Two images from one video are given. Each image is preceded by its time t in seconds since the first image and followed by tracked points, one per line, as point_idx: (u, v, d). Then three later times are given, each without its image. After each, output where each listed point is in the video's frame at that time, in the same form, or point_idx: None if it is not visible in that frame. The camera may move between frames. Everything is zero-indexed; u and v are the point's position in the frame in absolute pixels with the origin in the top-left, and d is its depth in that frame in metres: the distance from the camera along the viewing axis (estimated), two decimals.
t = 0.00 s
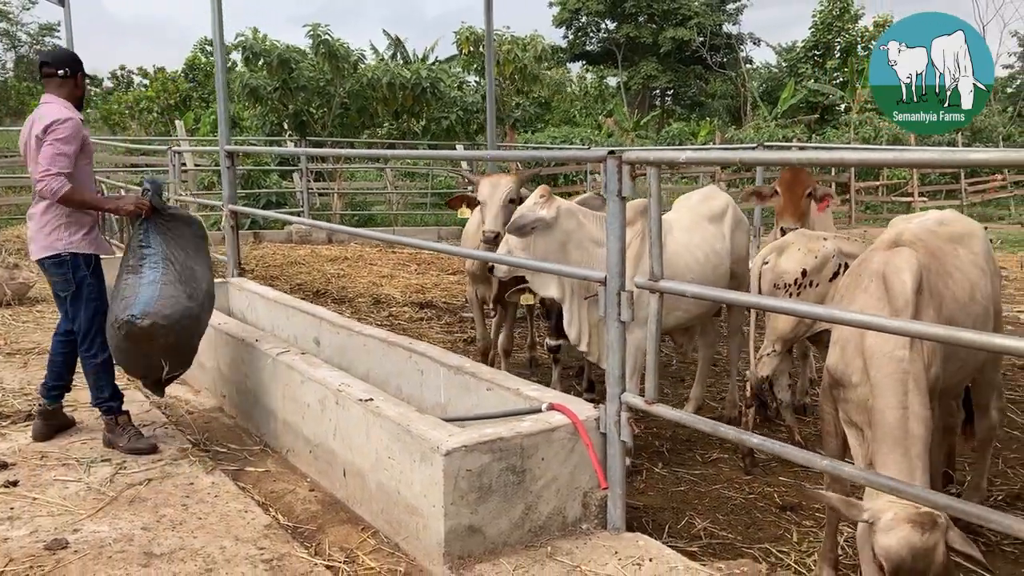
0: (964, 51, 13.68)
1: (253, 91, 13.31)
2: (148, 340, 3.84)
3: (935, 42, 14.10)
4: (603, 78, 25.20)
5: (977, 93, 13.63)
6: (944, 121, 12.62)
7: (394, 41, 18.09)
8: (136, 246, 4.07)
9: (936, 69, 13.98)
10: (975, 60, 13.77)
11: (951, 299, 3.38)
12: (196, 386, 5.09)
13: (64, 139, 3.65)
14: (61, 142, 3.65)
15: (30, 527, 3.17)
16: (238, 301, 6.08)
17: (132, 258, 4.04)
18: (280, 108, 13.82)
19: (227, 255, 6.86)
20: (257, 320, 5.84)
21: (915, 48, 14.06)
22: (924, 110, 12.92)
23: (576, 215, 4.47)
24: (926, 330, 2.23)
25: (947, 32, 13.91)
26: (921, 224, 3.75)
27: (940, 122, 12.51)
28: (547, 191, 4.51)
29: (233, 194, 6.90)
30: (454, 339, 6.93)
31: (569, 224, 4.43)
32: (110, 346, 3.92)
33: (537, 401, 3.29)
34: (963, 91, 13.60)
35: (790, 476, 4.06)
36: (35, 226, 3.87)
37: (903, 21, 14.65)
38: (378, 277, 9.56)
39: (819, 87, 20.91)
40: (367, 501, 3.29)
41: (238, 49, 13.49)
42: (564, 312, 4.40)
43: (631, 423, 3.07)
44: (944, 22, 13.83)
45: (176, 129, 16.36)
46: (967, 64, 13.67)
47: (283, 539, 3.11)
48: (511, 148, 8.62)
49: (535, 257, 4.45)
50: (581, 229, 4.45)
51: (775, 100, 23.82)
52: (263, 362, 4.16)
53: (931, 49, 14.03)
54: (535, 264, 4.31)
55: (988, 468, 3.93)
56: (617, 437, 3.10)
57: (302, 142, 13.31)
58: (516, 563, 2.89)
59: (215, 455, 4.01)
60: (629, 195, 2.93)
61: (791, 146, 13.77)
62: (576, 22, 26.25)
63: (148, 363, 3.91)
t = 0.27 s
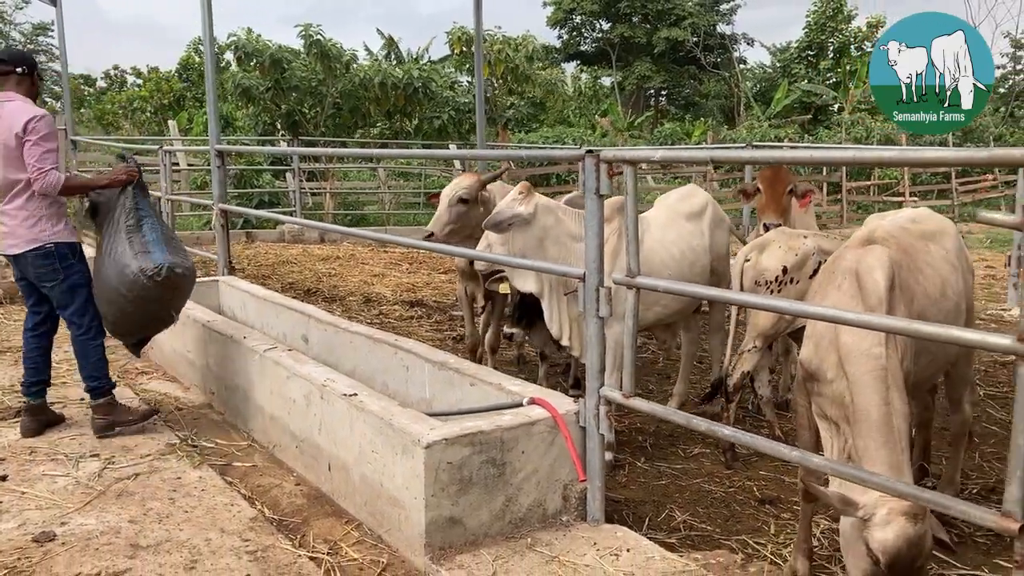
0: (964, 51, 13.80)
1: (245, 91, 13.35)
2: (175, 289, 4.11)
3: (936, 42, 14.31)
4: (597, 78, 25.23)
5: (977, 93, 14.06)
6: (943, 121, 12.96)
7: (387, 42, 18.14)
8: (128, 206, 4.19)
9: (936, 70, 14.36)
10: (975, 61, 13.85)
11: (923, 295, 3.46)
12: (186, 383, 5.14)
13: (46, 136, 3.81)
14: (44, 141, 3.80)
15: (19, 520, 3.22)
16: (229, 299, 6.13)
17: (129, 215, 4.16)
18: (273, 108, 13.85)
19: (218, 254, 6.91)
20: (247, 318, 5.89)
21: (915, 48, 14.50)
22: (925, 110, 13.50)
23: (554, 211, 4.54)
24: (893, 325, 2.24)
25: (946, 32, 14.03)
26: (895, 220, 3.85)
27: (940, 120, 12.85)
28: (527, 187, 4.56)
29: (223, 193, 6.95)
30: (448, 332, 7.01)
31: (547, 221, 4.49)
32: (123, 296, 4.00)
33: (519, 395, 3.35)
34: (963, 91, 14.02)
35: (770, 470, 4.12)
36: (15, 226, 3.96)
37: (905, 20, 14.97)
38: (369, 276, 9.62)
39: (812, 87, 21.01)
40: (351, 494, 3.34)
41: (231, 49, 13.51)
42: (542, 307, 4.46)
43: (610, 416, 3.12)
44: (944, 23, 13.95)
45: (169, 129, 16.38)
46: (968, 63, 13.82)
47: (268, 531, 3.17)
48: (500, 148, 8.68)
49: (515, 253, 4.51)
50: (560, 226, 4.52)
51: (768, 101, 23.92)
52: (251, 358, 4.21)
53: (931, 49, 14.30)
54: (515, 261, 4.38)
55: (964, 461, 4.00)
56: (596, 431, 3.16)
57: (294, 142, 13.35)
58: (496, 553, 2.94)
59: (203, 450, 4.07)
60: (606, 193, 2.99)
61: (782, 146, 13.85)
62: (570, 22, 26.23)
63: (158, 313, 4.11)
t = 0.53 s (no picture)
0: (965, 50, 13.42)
1: (242, 92, 13.39)
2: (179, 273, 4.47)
3: (936, 41, 14.21)
4: (594, 78, 25.25)
5: (977, 93, 14.01)
6: (943, 121, 12.92)
7: (384, 42, 18.19)
8: (123, 198, 4.45)
9: (936, 70, 14.64)
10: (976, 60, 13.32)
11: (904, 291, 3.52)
12: (182, 382, 5.19)
13: (49, 133, 4.00)
14: (48, 137, 4.00)
15: (17, 515, 3.27)
16: (225, 298, 6.18)
17: (126, 207, 4.43)
18: (269, 109, 13.89)
19: (213, 253, 6.95)
20: (242, 317, 5.94)
21: (916, 48, 14.71)
22: (924, 111, 13.38)
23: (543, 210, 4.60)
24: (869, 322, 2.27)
25: (944, 34, 13.89)
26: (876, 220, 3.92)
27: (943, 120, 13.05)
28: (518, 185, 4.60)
29: (219, 194, 6.99)
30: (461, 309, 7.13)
31: (536, 220, 4.55)
32: (134, 283, 4.30)
33: (510, 393, 3.40)
34: (967, 87, 14.25)
35: (759, 466, 4.18)
36: (23, 223, 4.07)
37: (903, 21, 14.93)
38: (365, 275, 9.67)
39: (808, 88, 21.09)
40: (345, 490, 3.40)
41: (227, 49, 13.55)
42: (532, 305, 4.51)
43: (598, 413, 3.18)
44: (944, 22, 13.72)
45: (166, 130, 16.42)
46: (966, 65, 13.86)
47: (263, 526, 3.21)
48: (495, 148, 8.73)
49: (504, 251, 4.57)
50: (550, 225, 4.57)
51: (764, 101, 24.00)
52: (246, 356, 4.26)
53: (931, 49, 14.44)
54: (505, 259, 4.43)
55: (949, 457, 4.07)
56: (585, 427, 3.21)
57: (291, 143, 13.40)
58: (487, 547, 3.00)
59: (199, 448, 4.12)
60: (595, 193, 3.04)
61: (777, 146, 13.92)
62: (567, 23, 26.22)
63: (160, 299, 4.43)
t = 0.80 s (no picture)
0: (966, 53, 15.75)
1: (240, 92, 13.45)
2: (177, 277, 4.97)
3: (937, 42, 16.17)
4: (592, 79, 25.32)
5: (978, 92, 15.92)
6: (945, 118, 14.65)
7: (382, 43, 18.25)
8: (123, 208, 4.87)
9: (936, 70, 16.30)
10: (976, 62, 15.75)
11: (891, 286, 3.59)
12: (182, 380, 5.24)
13: (62, 142, 4.20)
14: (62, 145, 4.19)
15: (21, 510, 3.32)
16: (224, 297, 6.24)
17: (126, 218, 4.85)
18: (268, 109, 13.94)
19: (212, 253, 7.00)
20: (241, 316, 5.99)
21: (916, 48, 16.31)
22: (925, 110, 14.92)
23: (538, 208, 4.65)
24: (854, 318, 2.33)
25: (946, 35, 15.96)
26: (865, 220, 4.00)
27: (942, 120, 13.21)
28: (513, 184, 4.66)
29: (217, 194, 7.05)
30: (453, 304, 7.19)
31: (531, 219, 4.60)
32: (141, 288, 4.78)
33: (506, 390, 3.46)
34: (963, 91, 15.92)
35: (752, 462, 4.23)
36: (36, 225, 4.23)
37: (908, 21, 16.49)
38: (363, 275, 9.72)
39: (805, 88, 21.18)
40: (343, 485, 3.45)
41: (227, 50, 13.62)
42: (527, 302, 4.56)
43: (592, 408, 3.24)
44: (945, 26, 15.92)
45: (164, 130, 16.47)
46: (966, 65, 15.93)
47: (262, 521, 3.26)
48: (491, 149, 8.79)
49: (500, 250, 4.62)
50: (546, 224, 4.63)
51: (762, 101, 24.09)
52: (245, 354, 4.32)
53: (932, 49, 16.20)
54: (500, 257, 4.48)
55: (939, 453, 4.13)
56: (579, 423, 3.27)
57: (289, 143, 13.45)
58: (483, 541, 3.05)
59: (199, 445, 4.17)
60: (588, 193, 3.10)
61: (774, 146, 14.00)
62: (565, 23, 26.25)
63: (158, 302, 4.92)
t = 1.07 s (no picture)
0: (966, 53, 13.66)
1: (237, 92, 13.51)
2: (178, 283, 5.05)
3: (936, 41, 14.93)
4: (588, 80, 25.38)
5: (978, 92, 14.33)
6: (944, 120, 13.60)
7: (378, 43, 18.31)
8: (124, 215, 4.93)
9: (936, 70, 15.14)
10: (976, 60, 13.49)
11: (880, 281, 3.66)
12: (180, 376, 5.30)
13: (64, 141, 4.46)
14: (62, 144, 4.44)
15: (23, 502, 3.39)
16: (221, 295, 6.30)
17: (128, 226, 4.92)
18: (264, 109, 14.00)
19: (209, 252, 7.04)
20: (239, 314, 6.05)
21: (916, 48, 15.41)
22: (924, 110, 13.75)
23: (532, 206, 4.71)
24: (838, 312, 2.38)
25: (947, 29, 14.34)
26: (854, 218, 4.09)
27: (938, 120, 13.33)
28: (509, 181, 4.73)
29: (215, 193, 7.10)
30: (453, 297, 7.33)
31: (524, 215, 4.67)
32: (142, 296, 4.88)
33: (500, 384, 3.53)
34: (964, 90, 14.62)
35: (742, 457, 4.30)
36: (39, 217, 4.54)
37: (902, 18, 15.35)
38: (359, 274, 9.77)
39: (799, 89, 21.29)
40: (340, 478, 3.52)
41: (222, 50, 13.65)
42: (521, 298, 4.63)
43: (584, 402, 3.31)
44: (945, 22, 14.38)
45: (160, 130, 16.50)
46: (966, 64, 14.33)
47: (261, 512, 3.33)
48: (486, 148, 8.86)
49: (495, 248, 4.68)
50: (539, 221, 4.69)
51: (756, 102, 24.20)
52: (244, 351, 4.37)
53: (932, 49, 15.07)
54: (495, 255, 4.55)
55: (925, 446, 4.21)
56: (572, 415, 3.34)
57: (286, 143, 13.50)
58: (477, 531, 3.12)
59: (198, 439, 4.23)
60: (580, 191, 3.17)
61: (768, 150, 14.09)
62: (561, 24, 26.29)
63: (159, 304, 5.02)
